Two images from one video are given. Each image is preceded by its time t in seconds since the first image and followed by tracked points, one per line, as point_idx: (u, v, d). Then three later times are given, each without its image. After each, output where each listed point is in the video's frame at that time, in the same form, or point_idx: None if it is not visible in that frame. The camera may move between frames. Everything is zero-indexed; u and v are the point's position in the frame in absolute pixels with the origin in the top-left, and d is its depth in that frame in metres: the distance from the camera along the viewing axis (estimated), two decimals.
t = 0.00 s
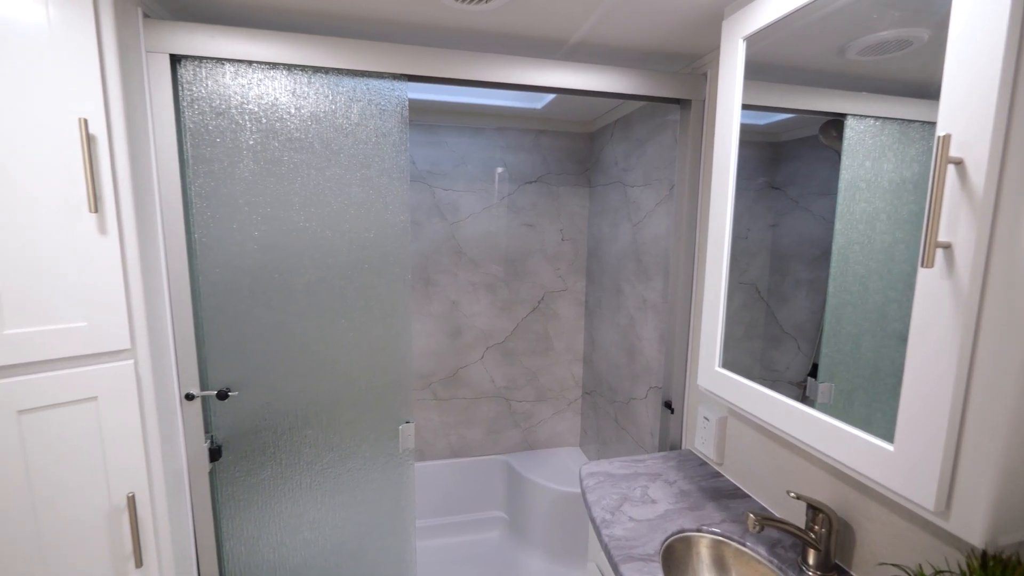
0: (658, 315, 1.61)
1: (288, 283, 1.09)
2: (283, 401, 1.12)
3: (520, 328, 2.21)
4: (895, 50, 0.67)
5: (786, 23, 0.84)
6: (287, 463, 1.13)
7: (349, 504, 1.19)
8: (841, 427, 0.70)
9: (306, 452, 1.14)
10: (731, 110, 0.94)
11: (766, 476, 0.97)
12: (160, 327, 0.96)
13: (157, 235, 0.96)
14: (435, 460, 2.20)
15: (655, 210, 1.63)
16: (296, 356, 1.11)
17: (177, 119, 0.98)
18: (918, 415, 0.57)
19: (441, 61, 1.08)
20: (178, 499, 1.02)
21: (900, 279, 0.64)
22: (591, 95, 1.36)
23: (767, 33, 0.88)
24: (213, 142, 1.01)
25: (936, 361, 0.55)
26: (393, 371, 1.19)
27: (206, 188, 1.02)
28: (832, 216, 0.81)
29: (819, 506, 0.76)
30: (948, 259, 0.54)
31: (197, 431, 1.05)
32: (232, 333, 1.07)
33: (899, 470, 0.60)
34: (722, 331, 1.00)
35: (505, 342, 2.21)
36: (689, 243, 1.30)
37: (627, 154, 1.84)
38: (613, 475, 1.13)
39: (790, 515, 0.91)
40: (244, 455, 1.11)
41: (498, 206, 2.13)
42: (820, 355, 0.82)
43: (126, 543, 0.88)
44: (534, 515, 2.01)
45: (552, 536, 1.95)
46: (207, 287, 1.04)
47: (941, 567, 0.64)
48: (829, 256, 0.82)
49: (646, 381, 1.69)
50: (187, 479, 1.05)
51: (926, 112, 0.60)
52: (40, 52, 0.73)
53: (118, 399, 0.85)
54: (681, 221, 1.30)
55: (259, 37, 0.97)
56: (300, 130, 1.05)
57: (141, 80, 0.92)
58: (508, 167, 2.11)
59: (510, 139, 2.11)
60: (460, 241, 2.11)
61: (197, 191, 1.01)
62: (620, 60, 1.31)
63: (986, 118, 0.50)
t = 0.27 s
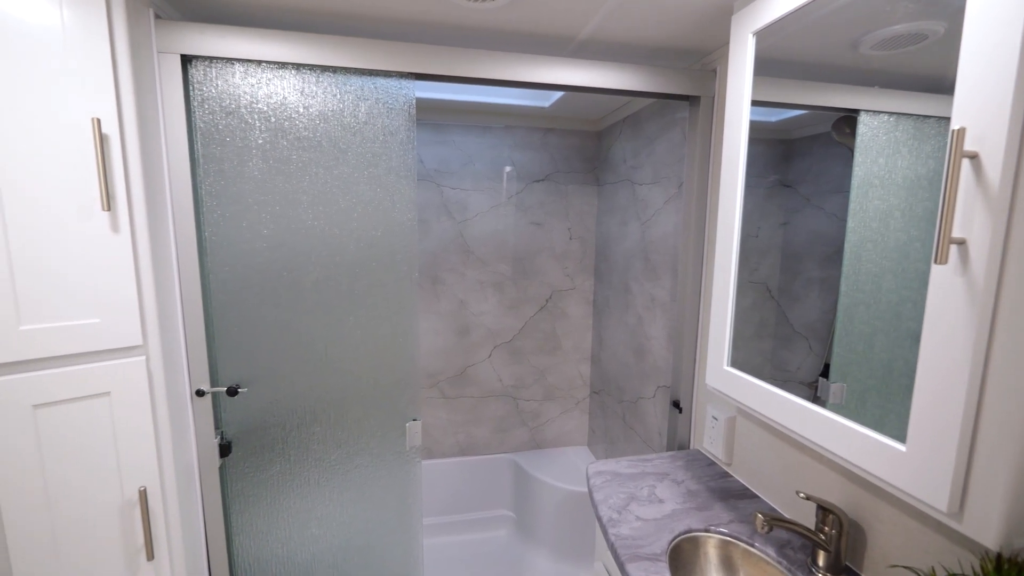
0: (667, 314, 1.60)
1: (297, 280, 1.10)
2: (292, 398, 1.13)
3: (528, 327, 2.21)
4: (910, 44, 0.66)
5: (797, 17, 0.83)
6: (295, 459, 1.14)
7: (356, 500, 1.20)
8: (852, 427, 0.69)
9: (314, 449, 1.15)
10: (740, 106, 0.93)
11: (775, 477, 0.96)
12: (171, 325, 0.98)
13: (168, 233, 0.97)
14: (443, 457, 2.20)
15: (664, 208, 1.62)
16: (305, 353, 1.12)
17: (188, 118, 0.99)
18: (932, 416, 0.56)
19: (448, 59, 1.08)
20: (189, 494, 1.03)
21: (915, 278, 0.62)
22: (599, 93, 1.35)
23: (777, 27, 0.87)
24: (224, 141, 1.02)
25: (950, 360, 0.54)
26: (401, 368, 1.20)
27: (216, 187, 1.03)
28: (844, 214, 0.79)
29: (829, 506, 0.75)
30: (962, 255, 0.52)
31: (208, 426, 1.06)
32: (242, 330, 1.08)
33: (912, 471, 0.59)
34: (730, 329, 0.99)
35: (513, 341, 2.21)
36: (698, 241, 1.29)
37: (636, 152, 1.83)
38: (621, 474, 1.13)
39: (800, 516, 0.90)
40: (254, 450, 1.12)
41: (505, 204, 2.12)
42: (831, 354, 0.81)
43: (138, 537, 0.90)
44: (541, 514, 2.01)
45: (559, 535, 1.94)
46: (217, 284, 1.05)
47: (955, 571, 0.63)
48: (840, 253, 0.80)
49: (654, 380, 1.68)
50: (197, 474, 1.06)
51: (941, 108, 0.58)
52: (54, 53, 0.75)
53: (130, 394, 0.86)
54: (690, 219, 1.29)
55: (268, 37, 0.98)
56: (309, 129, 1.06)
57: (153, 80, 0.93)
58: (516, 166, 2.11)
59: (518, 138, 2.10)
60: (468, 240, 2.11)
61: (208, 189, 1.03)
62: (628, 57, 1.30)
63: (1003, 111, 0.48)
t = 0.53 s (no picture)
0: (673, 313, 1.59)
1: (302, 278, 1.10)
2: (297, 395, 1.14)
3: (533, 326, 2.21)
4: (921, 40, 0.64)
5: (804, 12, 0.82)
6: (301, 455, 1.15)
7: (360, 497, 1.21)
8: (859, 427, 0.68)
9: (320, 445, 1.16)
10: (746, 103, 0.93)
11: (781, 477, 0.95)
12: (179, 322, 0.99)
13: (176, 231, 0.98)
14: (448, 456, 2.21)
15: (670, 206, 1.61)
16: (309, 350, 1.13)
17: (195, 117, 1.00)
18: (940, 414, 0.55)
19: (453, 57, 1.08)
20: (196, 489, 1.04)
21: (925, 277, 0.61)
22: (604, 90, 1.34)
23: (784, 22, 0.86)
24: (230, 140, 1.03)
25: (959, 357, 0.53)
26: (405, 366, 1.20)
27: (223, 185, 1.04)
28: (853, 211, 0.77)
29: (835, 507, 0.74)
30: (971, 252, 0.51)
31: (215, 422, 1.07)
32: (248, 328, 1.09)
33: (919, 470, 0.58)
34: (735, 328, 0.99)
35: (518, 339, 2.21)
36: (705, 239, 1.28)
37: (642, 150, 1.82)
38: (625, 473, 1.12)
39: (806, 516, 0.89)
40: (260, 446, 1.13)
41: (511, 203, 2.12)
42: (841, 354, 0.77)
43: (146, 531, 0.91)
44: (546, 513, 2.01)
45: (564, 534, 1.94)
46: (224, 281, 1.06)
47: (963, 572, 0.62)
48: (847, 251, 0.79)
49: (660, 379, 1.67)
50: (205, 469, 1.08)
51: (954, 103, 0.57)
52: (64, 53, 0.76)
53: (138, 390, 0.87)
54: (696, 217, 1.28)
55: (274, 36, 0.98)
56: (314, 128, 1.06)
57: (161, 79, 0.94)
58: (521, 164, 2.11)
59: (523, 136, 2.10)
60: (473, 239, 2.11)
61: (215, 188, 1.04)
62: (634, 54, 1.30)
63: (1013, 103, 0.47)
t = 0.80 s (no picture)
0: (677, 311, 1.58)
1: (307, 275, 1.11)
2: (302, 392, 1.14)
3: (538, 324, 2.21)
4: (929, 35, 0.63)
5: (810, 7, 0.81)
6: (305, 451, 1.16)
7: (364, 494, 1.21)
8: (864, 425, 0.68)
9: (324, 442, 1.17)
10: (752, 100, 0.93)
11: (786, 476, 0.95)
12: (185, 319, 1.00)
13: (183, 229, 0.99)
14: (452, 454, 2.22)
15: (675, 204, 1.60)
16: (314, 347, 1.14)
17: (201, 116, 1.01)
18: (946, 413, 0.55)
19: (457, 55, 1.08)
20: (202, 484, 1.05)
21: (935, 276, 0.59)
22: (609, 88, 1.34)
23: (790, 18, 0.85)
24: (236, 139, 1.04)
25: (965, 355, 0.52)
26: (409, 363, 1.21)
27: (229, 183, 1.05)
28: (861, 209, 0.76)
29: (840, 506, 0.73)
30: (978, 248, 0.51)
31: (221, 419, 1.08)
32: (253, 325, 1.10)
33: (925, 469, 0.58)
34: (740, 326, 0.98)
35: (523, 338, 2.21)
36: (709, 237, 1.27)
37: (647, 148, 1.81)
38: (629, 472, 1.12)
39: (811, 516, 0.88)
40: (265, 443, 1.14)
41: (515, 202, 2.12)
42: (847, 354, 0.77)
43: (152, 525, 0.92)
44: (550, 511, 2.01)
45: (568, 533, 1.94)
46: (230, 279, 1.07)
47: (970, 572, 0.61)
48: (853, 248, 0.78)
49: (664, 378, 1.66)
50: (211, 465, 1.09)
51: (964, 98, 0.55)
52: (72, 53, 0.77)
53: (144, 386, 0.88)
54: (701, 216, 1.27)
55: (279, 35, 0.99)
56: (319, 126, 1.07)
57: (168, 78, 0.95)
58: (526, 163, 2.11)
59: (528, 135, 2.10)
60: (477, 237, 2.12)
61: (221, 186, 1.05)
62: (639, 51, 1.29)
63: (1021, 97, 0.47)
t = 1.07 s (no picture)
0: (682, 310, 1.57)
1: (311, 273, 1.11)
2: (306, 389, 1.15)
3: (542, 323, 2.20)
4: (936, 30, 0.63)
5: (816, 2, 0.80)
6: (309, 448, 1.17)
7: (368, 490, 1.22)
8: (871, 424, 0.67)
9: (328, 439, 1.17)
10: (758, 98, 0.92)
11: (791, 475, 0.94)
12: (191, 316, 1.01)
13: (189, 226, 1.00)
14: (456, 452, 2.22)
15: (680, 202, 1.59)
16: (318, 345, 1.14)
17: (206, 115, 1.02)
18: (954, 411, 0.54)
19: (460, 52, 1.08)
20: (208, 480, 1.06)
21: (944, 275, 0.58)
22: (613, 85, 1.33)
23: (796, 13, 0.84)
24: (241, 137, 1.05)
25: (974, 353, 0.52)
26: (412, 361, 1.21)
27: (234, 181, 1.05)
28: (868, 207, 0.75)
29: (846, 505, 0.72)
30: (987, 244, 0.50)
31: (226, 415, 1.09)
32: (258, 323, 1.11)
33: (932, 468, 0.57)
34: (745, 324, 0.98)
35: (527, 336, 2.21)
36: (715, 235, 1.26)
37: (651, 145, 1.80)
38: (632, 470, 1.11)
39: (817, 516, 0.87)
40: (269, 440, 1.15)
41: (520, 200, 2.12)
42: (855, 353, 0.76)
43: (158, 520, 0.93)
44: (554, 510, 2.01)
45: (572, 532, 1.94)
46: (235, 276, 1.08)
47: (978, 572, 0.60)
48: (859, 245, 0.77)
49: (669, 376, 1.66)
50: (216, 461, 1.10)
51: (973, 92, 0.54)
52: (78, 51, 0.77)
53: (151, 382, 0.89)
54: (706, 213, 1.26)
55: (283, 33, 0.99)
56: (323, 124, 1.07)
57: (174, 77, 0.96)
58: (530, 161, 2.11)
59: (532, 133, 2.10)
60: (481, 236, 2.12)
61: (226, 184, 1.05)
62: (643, 48, 1.28)
63: None
